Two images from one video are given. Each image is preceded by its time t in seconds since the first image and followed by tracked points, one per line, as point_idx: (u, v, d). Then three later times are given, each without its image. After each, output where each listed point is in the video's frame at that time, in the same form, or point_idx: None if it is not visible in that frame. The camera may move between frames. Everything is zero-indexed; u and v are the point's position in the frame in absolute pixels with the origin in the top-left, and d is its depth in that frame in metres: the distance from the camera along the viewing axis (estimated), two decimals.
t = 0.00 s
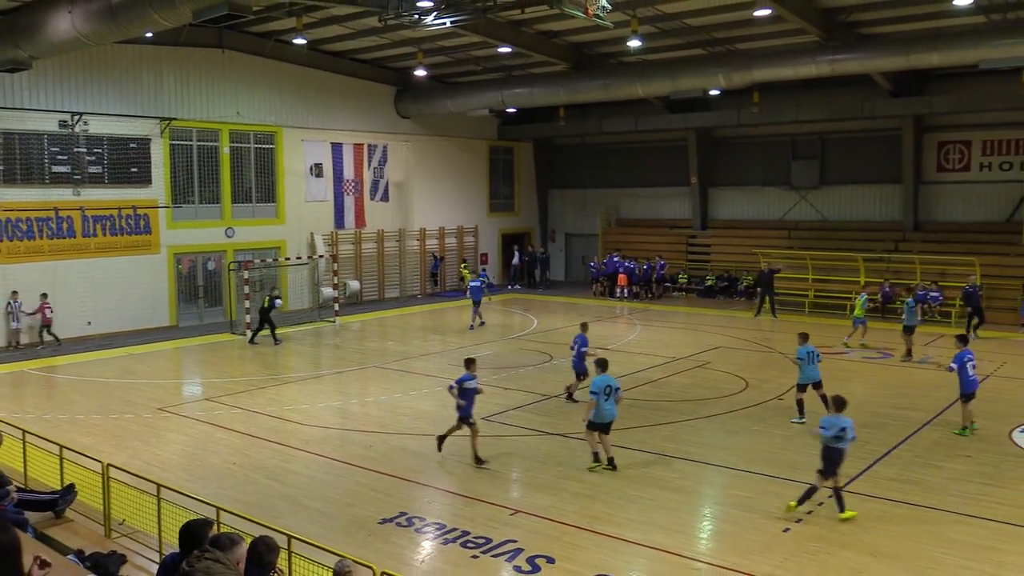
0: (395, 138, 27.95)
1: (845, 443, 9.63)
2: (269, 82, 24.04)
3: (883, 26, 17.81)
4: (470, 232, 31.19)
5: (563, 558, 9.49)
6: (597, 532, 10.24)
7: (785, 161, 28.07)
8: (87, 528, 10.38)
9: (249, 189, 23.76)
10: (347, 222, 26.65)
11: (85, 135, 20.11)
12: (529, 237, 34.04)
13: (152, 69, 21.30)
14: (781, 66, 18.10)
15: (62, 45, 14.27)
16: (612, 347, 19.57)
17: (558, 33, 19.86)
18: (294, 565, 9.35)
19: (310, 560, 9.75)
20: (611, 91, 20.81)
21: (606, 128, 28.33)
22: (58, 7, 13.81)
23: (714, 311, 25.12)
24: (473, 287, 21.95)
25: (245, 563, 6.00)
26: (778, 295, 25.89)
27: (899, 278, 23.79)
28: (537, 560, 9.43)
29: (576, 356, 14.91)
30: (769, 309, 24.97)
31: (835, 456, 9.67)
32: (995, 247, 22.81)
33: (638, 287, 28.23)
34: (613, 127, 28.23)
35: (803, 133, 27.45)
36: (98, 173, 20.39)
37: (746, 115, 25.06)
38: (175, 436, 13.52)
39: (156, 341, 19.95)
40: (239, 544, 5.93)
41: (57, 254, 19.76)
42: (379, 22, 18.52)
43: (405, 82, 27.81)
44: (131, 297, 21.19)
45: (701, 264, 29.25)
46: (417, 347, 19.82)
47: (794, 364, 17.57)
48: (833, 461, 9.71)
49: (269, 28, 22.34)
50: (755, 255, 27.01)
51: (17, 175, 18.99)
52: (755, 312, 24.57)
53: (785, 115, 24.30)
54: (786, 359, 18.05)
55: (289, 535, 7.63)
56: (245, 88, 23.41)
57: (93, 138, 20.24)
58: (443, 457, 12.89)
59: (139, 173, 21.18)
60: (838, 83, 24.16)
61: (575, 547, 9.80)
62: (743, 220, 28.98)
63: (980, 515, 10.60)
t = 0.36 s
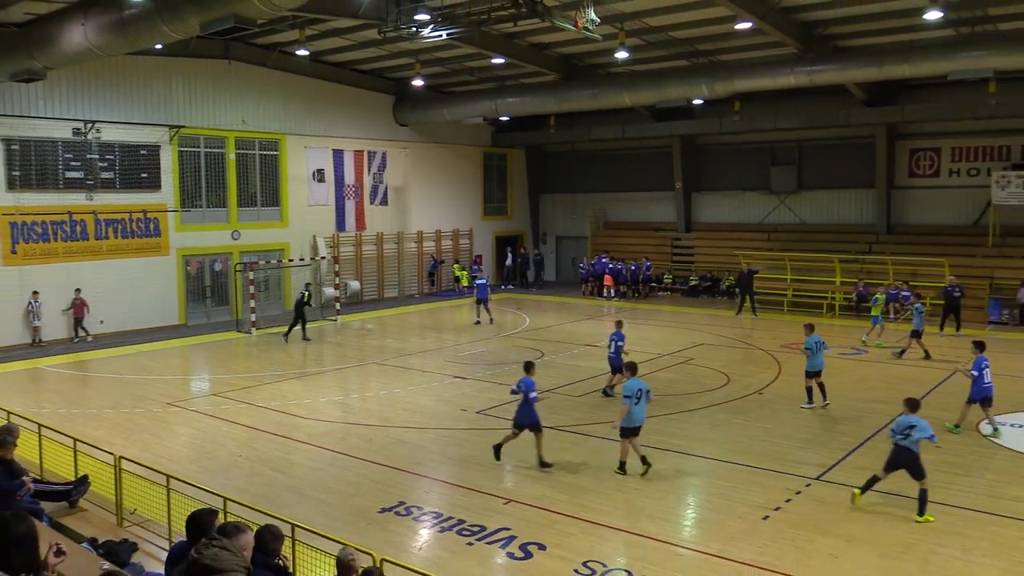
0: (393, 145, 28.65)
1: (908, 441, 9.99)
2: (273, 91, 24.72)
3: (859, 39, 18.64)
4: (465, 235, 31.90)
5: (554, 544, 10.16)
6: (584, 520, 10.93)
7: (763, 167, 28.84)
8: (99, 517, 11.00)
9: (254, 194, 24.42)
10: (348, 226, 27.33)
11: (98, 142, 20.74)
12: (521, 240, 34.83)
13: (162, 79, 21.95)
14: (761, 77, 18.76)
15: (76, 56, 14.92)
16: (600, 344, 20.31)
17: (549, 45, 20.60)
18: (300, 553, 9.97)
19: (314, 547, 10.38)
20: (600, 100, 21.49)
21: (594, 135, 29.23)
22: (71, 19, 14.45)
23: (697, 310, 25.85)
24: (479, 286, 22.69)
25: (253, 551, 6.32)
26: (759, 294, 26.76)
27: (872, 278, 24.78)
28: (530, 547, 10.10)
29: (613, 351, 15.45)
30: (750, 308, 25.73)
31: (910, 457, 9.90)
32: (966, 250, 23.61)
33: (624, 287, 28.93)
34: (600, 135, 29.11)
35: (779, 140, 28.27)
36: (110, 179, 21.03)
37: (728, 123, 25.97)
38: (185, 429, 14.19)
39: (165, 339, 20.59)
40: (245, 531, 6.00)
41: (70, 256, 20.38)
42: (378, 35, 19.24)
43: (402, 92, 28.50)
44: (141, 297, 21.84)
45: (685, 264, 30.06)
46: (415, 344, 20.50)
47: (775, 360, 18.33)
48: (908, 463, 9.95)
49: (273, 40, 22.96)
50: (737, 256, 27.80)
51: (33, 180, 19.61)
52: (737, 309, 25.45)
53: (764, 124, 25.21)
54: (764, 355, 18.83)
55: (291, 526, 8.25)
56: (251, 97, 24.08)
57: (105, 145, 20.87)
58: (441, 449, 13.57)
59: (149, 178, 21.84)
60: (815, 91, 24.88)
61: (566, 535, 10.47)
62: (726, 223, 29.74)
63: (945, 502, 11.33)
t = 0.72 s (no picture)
0: (394, 157, 30.45)
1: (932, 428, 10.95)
2: (283, 108, 26.33)
3: (816, 61, 20.54)
4: (458, 240, 33.62)
5: (538, 520, 10.74)
6: (567, 499, 11.58)
7: (726, 178, 31.07)
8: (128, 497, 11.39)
9: (266, 203, 26.06)
10: (352, 231, 28.99)
11: (124, 156, 22.14)
12: (509, 243, 36.70)
13: (183, 98, 23.43)
14: (727, 96, 20.79)
15: (104, 77, 16.37)
16: (581, 339, 21.92)
17: (534, 68, 22.49)
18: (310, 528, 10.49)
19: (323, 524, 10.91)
20: (580, 118, 23.65)
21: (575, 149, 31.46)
22: (100, 45, 15.88)
23: (667, 307, 27.63)
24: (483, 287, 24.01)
25: (266, 527, 6.75)
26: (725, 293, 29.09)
27: (826, 278, 27.12)
28: (516, 523, 10.62)
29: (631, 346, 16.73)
30: (716, 305, 27.68)
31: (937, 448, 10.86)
32: (912, 252, 25.81)
33: (604, 287, 30.83)
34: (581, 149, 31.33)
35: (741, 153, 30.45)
36: (135, 189, 22.42)
37: (696, 139, 28.12)
38: (204, 417, 15.47)
39: (184, 335, 22.05)
40: (259, 510, 6.26)
41: (100, 260, 21.76)
42: (379, 58, 21.65)
43: (402, 110, 30.33)
44: (165, 297, 23.31)
45: (659, 264, 32.04)
46: (411, 339, 22.02)
47: (739, 352, 20.03)
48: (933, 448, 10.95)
49: (282, 63, 24.40)
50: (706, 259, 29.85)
51: (65, 191, 20.99)
52: (704, 307, 27.73)
53: (727, 139, 27.31)
54: (730, 348, 20.52)
55: (301, 503, 8.64)
56: (263, 114, 25.69)
57: (131, 158, 22.28)
58: (433, 433, 14.75)
59: (171, 188, 23.29)
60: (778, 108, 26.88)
61: (548, 511, 11.12)
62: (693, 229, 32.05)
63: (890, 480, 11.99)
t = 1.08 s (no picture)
0: (383, 160, 30.77)
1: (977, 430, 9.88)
2: (273, 112, 26.57)
3: (794, 66, 21.13)
4: (446, 241, 33.98)
5: (527, 515, 10.24)
6: (555, 494, 11.04)
7: (709, 181, 31.59)
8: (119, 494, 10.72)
9: (257, 205, 26.32)
10: (342, 233, 29.30)
11: (117, 158, 22.33)
12: (496, 245, 37.08)
13: (175, 102, 23.67)
14: (709, 101, 21.29)
15: (97, 81, 16.63)
16: (567, 338, 22.22)
17: (520, 72, 22.88)
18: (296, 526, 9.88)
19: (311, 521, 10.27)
20: (565, 122, 24.17)
21: (561, 153, 31.93)
22: (94, 49, 16.16)
23: (648, 306, 28.12)
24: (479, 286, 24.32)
25: (257, 523, 6.61)
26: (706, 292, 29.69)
27: (805, 278, 27.75)
28: (505, 518, 10.14)
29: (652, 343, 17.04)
30: (698, 304, 28.29)
31: (979, 445, 9.85)
32: (886, 253, 26.43)
33: (589, 286, 31.20)
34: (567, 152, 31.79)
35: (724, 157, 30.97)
36: (128, 191, 22.63)
37: (679, 142, 28.65)
38: (195, 415, 15.53)
39: (175, 334, 22.37)
40: (250, 506, 6.08)
41: (92, 262, 21.94)
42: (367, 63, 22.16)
43: (390, 114, 30.71)
44: (159, 298, 23.57)
45: (642, 266, 32.54)
46: (400, 338, 22.28)
47: (720, 350, 20.51)
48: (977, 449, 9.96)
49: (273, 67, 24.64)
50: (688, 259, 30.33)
51: (58, 193, 21.17)
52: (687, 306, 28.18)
53: (709, 142, 27.86)
54: (713, 347, 20.92)
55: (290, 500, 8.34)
56: (254, 118, 25.96)
57: (124, 161, 22.48)
58: (418, 428, 14.68)
59: (163, 191, 23.53)
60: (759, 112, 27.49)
61: (536, 505, 10.60)
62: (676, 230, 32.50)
63: (865, 473, 11.63)
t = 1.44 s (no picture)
0: (370, 160, 30.70)
1: None
2: (259, 112, 26.44)
3: (779, 67, 21.27)
4: (433, 241, 33.95)
5: (514, 515, 10.23)
6: (542, 493, 11.06)
7: (696, 181, 31.71)
8: (104, 497, 10.56)
9: (243, 205, 26.20)
10: (328, 233, 29.23)
11: (101, 158, 22.16)
12: (483, 245, 37.07)
13: (160, 101, 23.51)
14: (696, 102, 21.37)
15: (81, 79, 16.50)
16: (554, 338, 22.25)
17: (507, 72, 22.88)
18: (281, 527, 9.81)
19: (298, 522, 10.22)
20: (552, 122, 24.20)
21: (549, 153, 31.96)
22: (77, 48, 16.03)
23: (635, 306, 28.19)
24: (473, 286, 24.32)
25: (243, 525, 6.58)
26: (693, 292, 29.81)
27: (791, 278, 27.90)
28: (492, 518, 10.13)
29: (677, 344, 17.06)
30: (685, 304, 28.35)
31: None
32: (871, 252, 26.62)
33: (576, 286, 31.23)
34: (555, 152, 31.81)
35: (710, 158, 31.09)
36: (112, 191, 22.47)
37: (665, 142, 28.75)
38: (180, 416, 15.42)
39: (160, 336, 22.24)
40: (236, 508, 6.03)
41: (76, 262, 21.76)
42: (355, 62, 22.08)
43: (377, 114, 30.65)
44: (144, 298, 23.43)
45: (629, 266, 32.65)
46: (388, 339, 22.26)
47: (706, 350, 20.59)
48: None
49: (259, 67, 24.55)
50: (675, 259, 30.44)
51: (41, 193, 20.98)
52: (674, 306, 28.26)
53: (695, 142, 27.98)
54: (699, 346, 21.01)
55: (277, 500, 8.29)
56: (240, 118, 25.83)
57: (108, 161, 22.31)
58: (405, 429, 14.62)
59: (149, 191, 23.37)
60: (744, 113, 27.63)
61: (523, 505, 10.60)
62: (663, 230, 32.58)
63: (849, 471, 11.69)
